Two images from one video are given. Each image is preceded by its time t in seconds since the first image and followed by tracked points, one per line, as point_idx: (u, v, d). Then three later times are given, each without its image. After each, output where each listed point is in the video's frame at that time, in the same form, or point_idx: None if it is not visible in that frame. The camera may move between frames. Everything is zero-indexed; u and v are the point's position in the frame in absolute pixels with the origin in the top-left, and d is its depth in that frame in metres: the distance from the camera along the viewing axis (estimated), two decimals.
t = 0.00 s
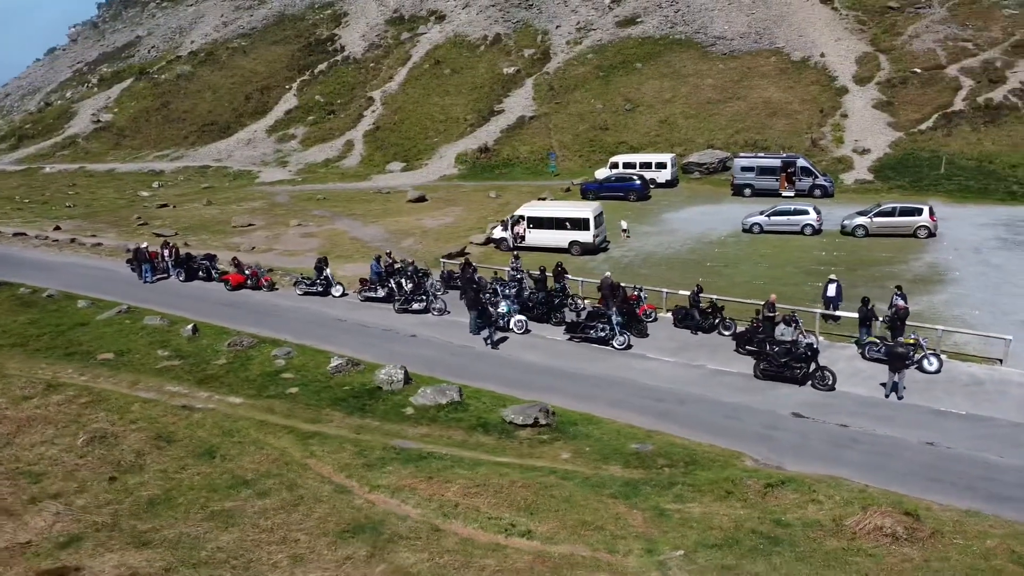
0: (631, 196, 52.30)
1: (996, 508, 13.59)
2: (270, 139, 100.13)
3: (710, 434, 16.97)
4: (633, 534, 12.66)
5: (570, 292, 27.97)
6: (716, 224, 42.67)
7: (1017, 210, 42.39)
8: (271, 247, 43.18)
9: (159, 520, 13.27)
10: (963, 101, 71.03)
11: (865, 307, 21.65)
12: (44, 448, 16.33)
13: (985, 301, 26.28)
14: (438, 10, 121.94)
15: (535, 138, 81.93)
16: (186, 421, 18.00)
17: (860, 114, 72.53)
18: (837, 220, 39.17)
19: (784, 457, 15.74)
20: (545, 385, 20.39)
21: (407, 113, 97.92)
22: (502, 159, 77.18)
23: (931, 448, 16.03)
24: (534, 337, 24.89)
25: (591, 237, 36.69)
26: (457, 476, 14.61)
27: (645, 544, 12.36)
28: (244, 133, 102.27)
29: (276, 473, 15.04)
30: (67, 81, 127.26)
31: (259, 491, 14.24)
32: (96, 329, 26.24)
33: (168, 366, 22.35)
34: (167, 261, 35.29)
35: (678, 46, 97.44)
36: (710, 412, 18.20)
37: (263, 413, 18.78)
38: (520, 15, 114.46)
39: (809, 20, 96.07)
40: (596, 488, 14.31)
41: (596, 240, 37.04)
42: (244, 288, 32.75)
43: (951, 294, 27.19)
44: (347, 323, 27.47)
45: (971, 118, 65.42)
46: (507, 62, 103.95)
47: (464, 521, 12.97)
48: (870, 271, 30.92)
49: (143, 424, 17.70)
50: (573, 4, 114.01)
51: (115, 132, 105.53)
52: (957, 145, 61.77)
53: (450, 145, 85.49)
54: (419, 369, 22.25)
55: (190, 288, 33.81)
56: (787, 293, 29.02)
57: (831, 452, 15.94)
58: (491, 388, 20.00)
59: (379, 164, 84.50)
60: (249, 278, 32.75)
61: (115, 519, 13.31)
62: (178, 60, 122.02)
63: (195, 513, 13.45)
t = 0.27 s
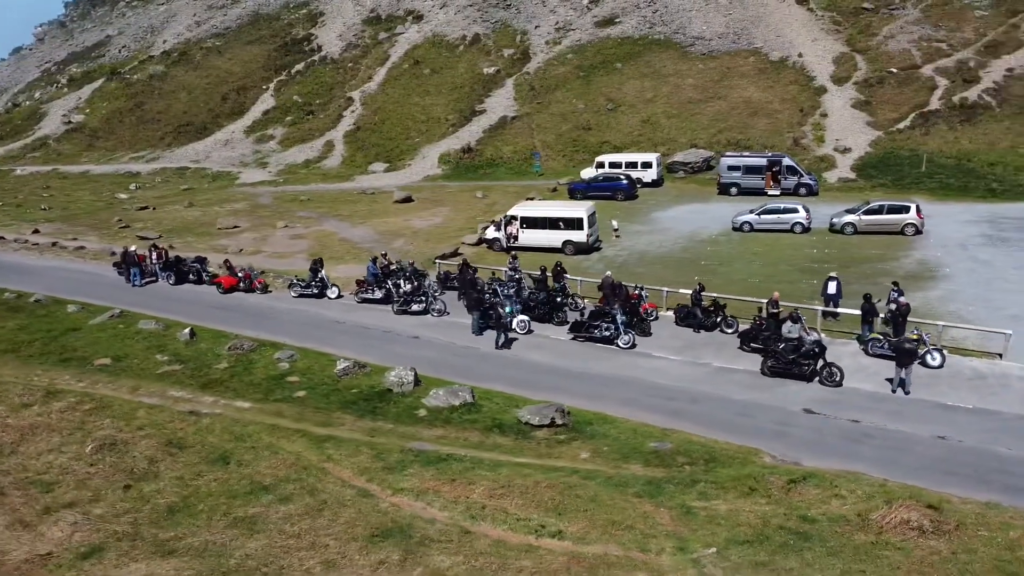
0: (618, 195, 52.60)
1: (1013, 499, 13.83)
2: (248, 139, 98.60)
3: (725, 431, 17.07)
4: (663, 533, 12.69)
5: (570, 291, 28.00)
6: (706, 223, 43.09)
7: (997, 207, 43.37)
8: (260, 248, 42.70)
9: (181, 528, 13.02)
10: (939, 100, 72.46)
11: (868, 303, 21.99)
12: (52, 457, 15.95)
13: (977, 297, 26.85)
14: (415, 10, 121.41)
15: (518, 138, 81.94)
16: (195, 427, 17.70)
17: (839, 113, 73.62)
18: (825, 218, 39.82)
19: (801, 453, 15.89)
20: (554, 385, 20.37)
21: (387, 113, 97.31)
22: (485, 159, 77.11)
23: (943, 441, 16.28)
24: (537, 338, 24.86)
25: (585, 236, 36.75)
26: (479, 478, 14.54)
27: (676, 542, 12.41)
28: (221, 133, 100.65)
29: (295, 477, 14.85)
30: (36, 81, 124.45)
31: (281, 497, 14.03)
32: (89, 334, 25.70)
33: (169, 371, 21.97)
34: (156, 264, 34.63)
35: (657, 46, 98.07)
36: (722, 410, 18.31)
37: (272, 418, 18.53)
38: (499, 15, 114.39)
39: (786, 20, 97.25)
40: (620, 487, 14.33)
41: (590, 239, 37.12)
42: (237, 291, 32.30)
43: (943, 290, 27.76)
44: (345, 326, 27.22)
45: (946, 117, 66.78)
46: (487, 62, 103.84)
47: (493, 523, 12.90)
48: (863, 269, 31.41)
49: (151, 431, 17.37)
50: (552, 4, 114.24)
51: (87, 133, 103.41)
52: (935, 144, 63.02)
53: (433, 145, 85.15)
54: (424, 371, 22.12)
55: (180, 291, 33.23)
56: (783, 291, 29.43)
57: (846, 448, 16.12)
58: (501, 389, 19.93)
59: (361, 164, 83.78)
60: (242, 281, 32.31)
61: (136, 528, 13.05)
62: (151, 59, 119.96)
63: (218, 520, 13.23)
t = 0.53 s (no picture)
0: (606, 194, 52.92)
1: None
2: (226, 140, 96.66)
3: (739, 428, 17.22)
4: (693, 530, 12.74)
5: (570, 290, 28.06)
6: (695, 222, 43.50)
7: (978, 203, 44.36)
8: (248, 250, 42.18)
9: (205, 535, 12.79)
10: (915, 100, 73.91)
11: (869, 300, 22.33)
12: (61, 464, 15.58)
13: (969, 292, 27.45)
14: (392, 9, 120.71)
15: (500, 138, 81.86)
16: (205, 432, 17.39)
17: (817, 113, 74.72)
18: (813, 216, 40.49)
19: (816, 448, 16.08)
20: (564, 384, 20.40)
21: (367, 114, 96.56)
22: (468, 159, 77.00)
23: (953, 434, 16.56)
24: (541, 337, 24.85)
25: (578, 236, 36.84)
26: (503, 478, 14.48)
27: (707, 538, 12.47)
28: (197, 134, 98.73)
29: (315, 481, 14.67)
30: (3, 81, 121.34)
31: (303, 501, 13.85)
32: (83, 339, 25.16)
33: (170, 375, 21.60)
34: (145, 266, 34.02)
35: (636, 46, 98.60)
36: (735, 406, 18.48)
37: (283, 421, 18.30)
38: (476, 15, 114.19)
39: (762, 20, 98.38)
40: (644, 485, 14.36)
41: (583, 238, 37.24)
42: (229, 293, 31.85)
43: (934, 286, 28.35)
44: (346, 327, 27.01)
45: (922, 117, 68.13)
46: (466, 62, 103.60)
47: (522, 523, 12.85)
48: (855, 266, 31.95)
49: (161, 436, 17.04)
50: (529, 4, 114.40)
51: (58, 134, 101.08)
52: (913, 142, 64.27)
53: (414, 145, 84.74)
54: (431, 371, 22.02)
55: (171, 294, 32.67)
56: (779, 288, 29.86)
57: (861, 442, 16.34)
58: (512, 389, 19.89)
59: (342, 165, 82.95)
60: (235, 283, 31.89)
61: (158, 535, 12.80)
62: (123, 59, 117.69)
63: (243, 526, 13.03)
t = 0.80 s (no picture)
0: (593, 193, 53.22)
1: None
2: (203, 140, 94.46)
3: (753, 424, 17.38)
4: (723, 526, 12.80)
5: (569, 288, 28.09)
6: (684, 221, 43.87)
7: (958, 200, 45.38)
8: (235, 252, 41.60)
9: (231, 541, 12.57)
10: (891, 99, 75.28)
11: (869, 296, 22.63)
12: (72, 473, 15.22)
13: (960, 287, 28.05)
14: (368, 9, 119.72)
15: (482, 138, 81.68)
16: (216, 437, 17.10)
17: (796, 113, 75.76)
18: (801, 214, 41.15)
19: (832, 442, 16.28)
20: (574, 383, 20.43)
21: (345, 113, 95.59)
22: (451, 159, 76.78)
23: (962, 427, 16.87)
24: (544, 336, 24.86)
25: (572, 235, 36.99)
26: (527, 478, 14.44)
27: (738, 534, 12.54)
28: (171, 134, 96.59)
29: (336, 484, 14.50)
30: None
31: (327, 505, 13.67)
32: (76, 344, 24.60)
33: (172, 380, 21.21)
34: (133, 269, 33.42)
35: (615, 46, 99.04)
36: (746, 403, 18.64)
37: (293, 424, 18.07)
38: (454, 14, 113.76)
39: (739, 21, 99.42)
40: (668, 483, 14.41)
41: (576, 237, 37.39)
42: (222, 296, 31.40)
43: (926, 281, 28.94)
44: (346, 329, 26.78)
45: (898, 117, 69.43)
46: (444, 62, 103.16)
47: (553, 523, 12.81)
48: (847, 263, 32.50)
49: (171, 442, 16.72)
50: (506, 4, 114.24)
51: (27, 136, 98.57)
52: (891, 141, 65.48)
53: (396, 145, 84.13)
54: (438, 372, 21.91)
55: (161, 297, 32.10)
56: (774, 284, 30.28)
57: (874, 436, 16.58)
58: (522, 388, 19.86)
59: (323, 165, 82.04)
60: (228, 285, 31.45)
61: (182, 544, 12.53)
62: (93, 58, 115.17)
63: (269, 531, 12.83)
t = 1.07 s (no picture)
0: (579, 192, 53.50)
1: None
2: (177, 141, 92.75)
3: (767, 420, 17.58)
4: (753, 520, 12.89)
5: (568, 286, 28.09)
6: (672, 220, 44.28)
7: (938, 197, 46.39)
8: (222, 254, 41.03)
9: (260, 546, 12.38)
10: (866, 98, 76.62)
11: (870, 291, 23.03)
12: (85, 480, 14.88)
13: (951, 282, 28.70)
14: (343, 9, 118.56)
15: (463, 138, 81.49)
16: (228, 441, 16.83)
17: (775, 112, 76.73)
18: (789, 212, 41.76)
19: (846, 436, 16.53)
20: (584, 381, 20.48)
21: (323, 114, 94.57)
22: (433, 159, 76.50)
23: (971, 418, 17.22)
24: (548, 335, 24.92)
25: (565, 234, 37.13)
26: (551, 477, 14.43)
27: (768, 528, 12.65)
28: (145, 135, 94.63)
29: (360, 487, 14.36)
30: None
31: (353, 508, 13.52)
32: (70, 349, 24.07)
33: (175, 384, 20.84)
34: (121, 272, 32.76)
35: (593, 46, 99.40)
36: (757, 399, 18.87)
37: (305, 427, 17.87)
38: (430, 14, 113.17)
39: (715, 21, 100.39)
40: (692, 479, 14.49)
41: (569, 236, 37.56)
42: (214, 298, 30.94)
43: (917, 277, 29.58)
44: (345, 331, 26.54)
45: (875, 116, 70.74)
46: (422, 62, 102.59)
47: (584, 522, 12.82)
48: (838, 260, 33.11)
49: (183, 447, 16.41)
50: (482, 4, 113.92)
51: None
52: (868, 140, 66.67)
53: (376, 145, 83.49)
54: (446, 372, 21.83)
55: (151, 301, 31.51)
56: (769, 281, 30.73)
57: (887, 429, 16.86)
58: (533, 388, 19.86)
59: (303, 165, 81.12)
60: (220, 288, 30.95)
61: (209, 550, 12.30)
62: (61, 58, 112.51)
63: (297, 535, 12.66)
